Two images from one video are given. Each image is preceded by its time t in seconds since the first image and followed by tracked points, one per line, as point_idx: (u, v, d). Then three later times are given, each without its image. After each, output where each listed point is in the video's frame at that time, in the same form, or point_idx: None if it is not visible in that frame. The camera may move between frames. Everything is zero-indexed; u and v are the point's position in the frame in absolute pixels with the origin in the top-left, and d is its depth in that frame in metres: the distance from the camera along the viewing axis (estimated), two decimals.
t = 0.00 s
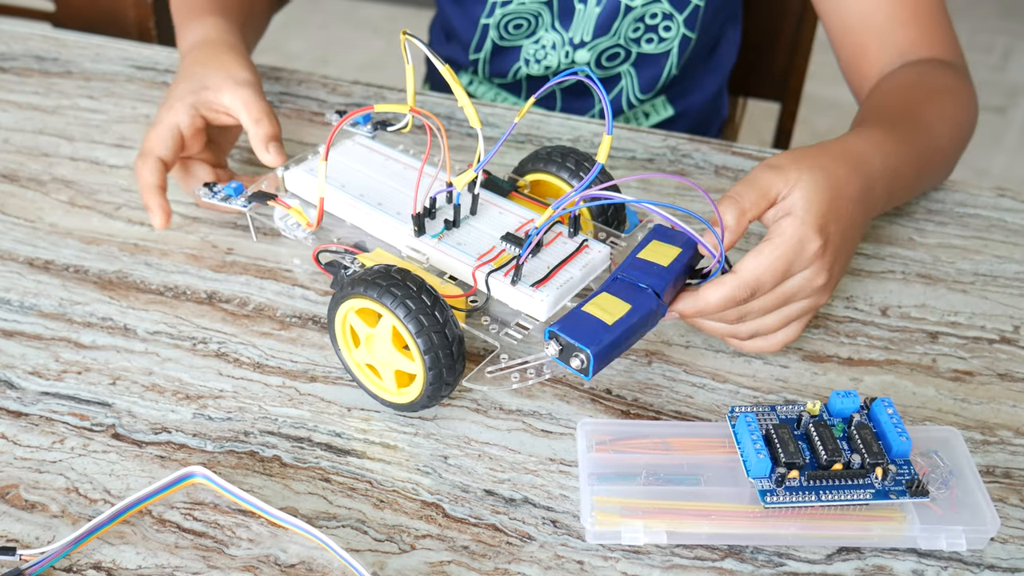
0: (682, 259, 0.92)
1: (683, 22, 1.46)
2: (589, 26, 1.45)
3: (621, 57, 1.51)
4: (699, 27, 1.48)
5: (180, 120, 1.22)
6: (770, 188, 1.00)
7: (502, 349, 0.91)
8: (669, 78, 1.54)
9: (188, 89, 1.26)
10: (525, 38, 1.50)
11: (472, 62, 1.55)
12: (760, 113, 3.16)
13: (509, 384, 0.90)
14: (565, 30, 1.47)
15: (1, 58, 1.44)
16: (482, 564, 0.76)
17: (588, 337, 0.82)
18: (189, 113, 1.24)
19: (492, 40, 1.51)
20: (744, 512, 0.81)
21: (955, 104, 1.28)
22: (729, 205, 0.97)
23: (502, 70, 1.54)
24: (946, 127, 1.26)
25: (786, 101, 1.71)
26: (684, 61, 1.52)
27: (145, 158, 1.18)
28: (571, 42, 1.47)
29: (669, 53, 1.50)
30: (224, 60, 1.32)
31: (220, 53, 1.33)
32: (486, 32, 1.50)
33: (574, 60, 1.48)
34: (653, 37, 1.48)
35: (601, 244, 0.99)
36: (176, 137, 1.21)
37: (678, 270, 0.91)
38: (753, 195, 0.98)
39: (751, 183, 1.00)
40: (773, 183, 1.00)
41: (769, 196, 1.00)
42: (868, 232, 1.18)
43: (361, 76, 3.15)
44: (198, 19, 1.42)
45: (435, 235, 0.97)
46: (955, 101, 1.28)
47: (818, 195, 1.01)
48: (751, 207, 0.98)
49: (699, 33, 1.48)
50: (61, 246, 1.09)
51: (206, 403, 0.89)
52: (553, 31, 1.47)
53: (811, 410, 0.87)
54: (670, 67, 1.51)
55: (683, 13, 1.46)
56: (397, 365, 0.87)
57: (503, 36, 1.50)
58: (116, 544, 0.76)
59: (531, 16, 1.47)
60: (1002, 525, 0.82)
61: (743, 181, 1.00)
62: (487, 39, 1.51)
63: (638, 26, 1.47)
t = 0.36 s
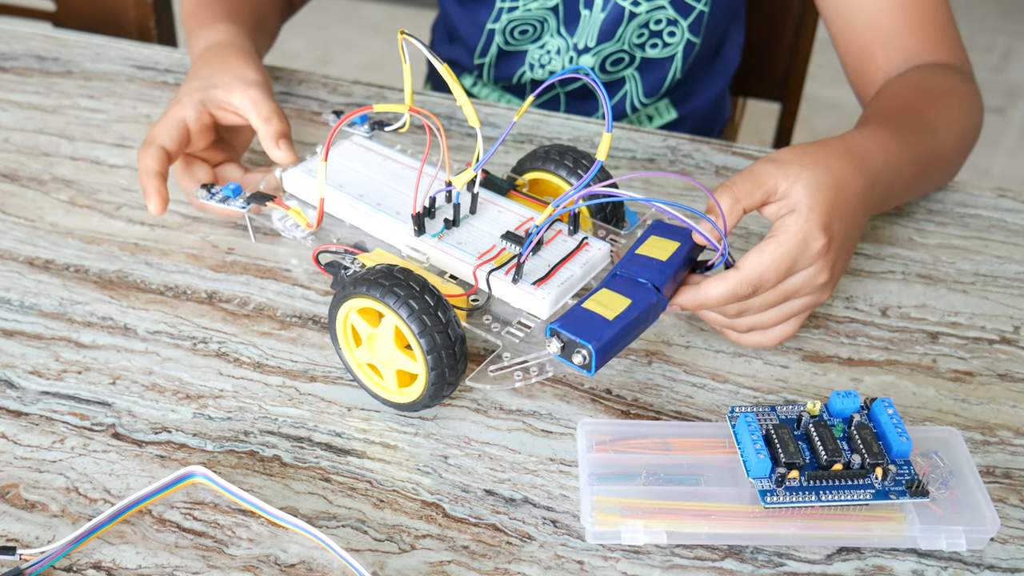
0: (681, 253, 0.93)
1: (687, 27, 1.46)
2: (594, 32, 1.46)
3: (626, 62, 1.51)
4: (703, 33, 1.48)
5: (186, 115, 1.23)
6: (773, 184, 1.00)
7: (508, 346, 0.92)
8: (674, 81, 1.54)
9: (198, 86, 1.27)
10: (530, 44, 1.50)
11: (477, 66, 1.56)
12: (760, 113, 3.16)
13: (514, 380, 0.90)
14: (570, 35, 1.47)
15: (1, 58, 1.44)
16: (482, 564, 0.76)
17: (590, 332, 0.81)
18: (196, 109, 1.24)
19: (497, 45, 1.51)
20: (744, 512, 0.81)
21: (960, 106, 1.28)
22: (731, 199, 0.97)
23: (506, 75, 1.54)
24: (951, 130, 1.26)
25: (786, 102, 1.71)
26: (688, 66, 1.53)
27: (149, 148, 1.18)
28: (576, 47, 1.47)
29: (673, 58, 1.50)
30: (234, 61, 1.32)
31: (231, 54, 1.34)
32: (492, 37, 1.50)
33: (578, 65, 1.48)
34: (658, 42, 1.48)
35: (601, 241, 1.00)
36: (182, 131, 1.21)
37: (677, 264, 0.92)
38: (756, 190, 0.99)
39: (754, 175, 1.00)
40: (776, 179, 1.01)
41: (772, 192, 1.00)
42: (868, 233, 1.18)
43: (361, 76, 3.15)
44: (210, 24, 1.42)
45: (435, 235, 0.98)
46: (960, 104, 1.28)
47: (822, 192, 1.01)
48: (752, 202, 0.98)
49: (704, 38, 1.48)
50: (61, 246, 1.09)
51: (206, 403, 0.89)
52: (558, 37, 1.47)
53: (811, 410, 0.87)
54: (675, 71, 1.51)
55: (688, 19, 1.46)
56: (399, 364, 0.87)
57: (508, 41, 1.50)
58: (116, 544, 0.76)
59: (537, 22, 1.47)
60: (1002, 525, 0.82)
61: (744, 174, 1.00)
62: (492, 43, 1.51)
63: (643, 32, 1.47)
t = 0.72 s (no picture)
0: (669, 234, 0.96)
1: (687, 29, 1.46)
2: (594, 33, 1.46)
3: (625, 63, 1.51)
4: (703, 34, 1.48)
5: (171, 105, 1.23)
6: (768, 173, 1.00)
7: (512, 335, 0.93)
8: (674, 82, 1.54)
9: (189, 80, 1.28)
10: (529, 45, 1.50)
11: (477, 67, 1.56)
12: (760, 113, 3.16)
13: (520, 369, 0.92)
14: (569, 37, 1.47)
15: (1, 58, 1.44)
16: (482, 564, 0.76)
17: (591, 316, 0.83)
18: (183, 100, 1.25)
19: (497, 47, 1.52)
20: (744, 512, 0.81)
21: (960, 106, 1.27)
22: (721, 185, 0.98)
23: (506, 77, 1.54)
24: (951, 129, 1.25)
25: (786, 102, 1.71)
26: (688, 66, 1.53)
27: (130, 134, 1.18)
28: (575, 48, 1.47)
29: (673, 59, 1.50)
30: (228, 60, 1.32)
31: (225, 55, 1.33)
32: (491, 39, 1.51)
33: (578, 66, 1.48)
34: (657, 44, 1.48)
35: (590, 228, 1.03)
36: (166, 120, 1.22)
37: (666, 245, 0.95)
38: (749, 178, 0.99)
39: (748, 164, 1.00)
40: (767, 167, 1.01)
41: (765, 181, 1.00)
42: (868, 233, 1.18)
43: (361, 76, 3.15)
44: (210, 25, 1.42)
45: (427, 230, 0.99)
46: (960, 103, 1.27)
47: (815, 180, 1.01)
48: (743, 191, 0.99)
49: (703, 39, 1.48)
50: (61, 246, 1.09)
51: (206, 403, 0.89)
52: (558, 39, 1.48)
53: (811, 410, 0.87)
54: (675, 72, 1.51)
55: (687, 20, 1.45)
56: (402, 360, 0.87)
57: (508, 43, 1.50)
58: (116, 544, 0.76)
59: (537, 23, 1.47)
60: (1002, 526, 0.82)
61: (735, 161, 1.01)
62: (492, 44, 1.51)
63: (642, 34, 1.47)
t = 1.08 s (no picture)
0: (668, 231, 0.97)
1: (686, 23, 1.46)
2: (592, 28, 1.46)
3: (624, 60, 1.51)
4: (702, 29, 1.48)
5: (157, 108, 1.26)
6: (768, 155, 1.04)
7: (516, 333, 0.93)
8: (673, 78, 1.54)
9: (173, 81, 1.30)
10: (527, 41, 1.50)
11: (475, 63, 1.56)
12: (760, 113, 3.16)
13: (524, 367, 0.91)
14: (567, 32, 1.47)
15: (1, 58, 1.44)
16: (482, 564, 0.76)
17: (597, 314, 0.83)
18: (168, 101, 1.27)
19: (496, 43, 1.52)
20: (744, 512, 0.81)
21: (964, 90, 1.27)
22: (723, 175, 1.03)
23: (505, 71, 1.54)
24: (960, 106, 1.25)
25: (786, 102, 1.71)
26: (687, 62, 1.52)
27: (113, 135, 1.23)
28: (574, 44, 1.47)
29: (672, 54, 1.50)
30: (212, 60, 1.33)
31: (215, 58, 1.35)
32: (489, 34, 1.50)
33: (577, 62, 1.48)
34: (657, 40, 1.48)
35: (585, 225, 1.04)
36: (149, 121, 1.25)
37: (667, 243, 0.95)
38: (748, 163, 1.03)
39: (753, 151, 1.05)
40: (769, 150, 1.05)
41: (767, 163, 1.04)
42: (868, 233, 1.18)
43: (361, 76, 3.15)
44: (201, 26, 1.43)
45: (424, 231, 1.00)
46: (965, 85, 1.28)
47: (814, 158, 1.05)
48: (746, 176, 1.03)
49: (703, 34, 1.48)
50: (61, 246, 1.09)
51: (206, 403, 0.89)
52: (555, 34, 1.47)
53: (811, 410, 0.87)
54: (674, 68, 1.51)
55: (686, 15, 1.45)
56: (405, 361, 0.87)
57: (506, 38, 1.50)
58: (116, 544, 0.76)
59: (534, 18, 1.47)
60: (1002, 526, 0.82)
61: (736, 156, 1.05)
62: (490, 40, 1.51)
63: (641, 29, 1.47)
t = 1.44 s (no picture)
0: (670, 232, 0.96)
1: (671, 3, 1.46)
2: (579, 11, 1.46)
3: (611, 42, 1.50)
4: (688, 8, 1.48)
5: None
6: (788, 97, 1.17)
7: (516, 332, 0.93)
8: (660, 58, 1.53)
9: None
10: (516, 27, 1.49)
11: (466, 50, 1.56)
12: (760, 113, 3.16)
13: (525, 367, 0.91)
14: (555, 16, 1.47)
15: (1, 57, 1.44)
16: (482, 564, 0.76)
17: (599, 315, 0.83)
18: None
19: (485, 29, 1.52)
20: (744, 512, 0.81)
21: None
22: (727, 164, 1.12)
23: (494, 58, 1.53)
24: None
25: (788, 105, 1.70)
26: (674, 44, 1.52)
27: None
28: (561, 27, 1.47)
29: (656, 34, 1.50)
30: None
31: None
32: (480, 20, 1.51)
33: (566, 46, 1.48)
34: (643, 22, 1.48)
35: (586, 225, 1.04)
36: None
37: (667, 243, 0.95)
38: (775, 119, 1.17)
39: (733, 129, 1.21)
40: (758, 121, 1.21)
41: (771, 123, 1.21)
42: (869, 233, 1.19)
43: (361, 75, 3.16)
44: None
45: (424, 231, 1.00)
46: None
47: (849, 79, 1.18)
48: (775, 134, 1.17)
49: (688, 14, 1.49)
50: (61, 246, 1.09)
51: (206, 403, 0.89)
52: (543, 19, 1.47)
53: (811, 410, 0.87)
54: (659, 46, 1.51)
55: None
56: (406, 361, 0.87)
57: (495, 24, 1.50)
58: (116, 544, 0.76)
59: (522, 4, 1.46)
60: (1002, 526, 0.82)
61: (770, 105, 1.18)
62: (481, 26, 1.51)
63: (628, 12, 1.46)
